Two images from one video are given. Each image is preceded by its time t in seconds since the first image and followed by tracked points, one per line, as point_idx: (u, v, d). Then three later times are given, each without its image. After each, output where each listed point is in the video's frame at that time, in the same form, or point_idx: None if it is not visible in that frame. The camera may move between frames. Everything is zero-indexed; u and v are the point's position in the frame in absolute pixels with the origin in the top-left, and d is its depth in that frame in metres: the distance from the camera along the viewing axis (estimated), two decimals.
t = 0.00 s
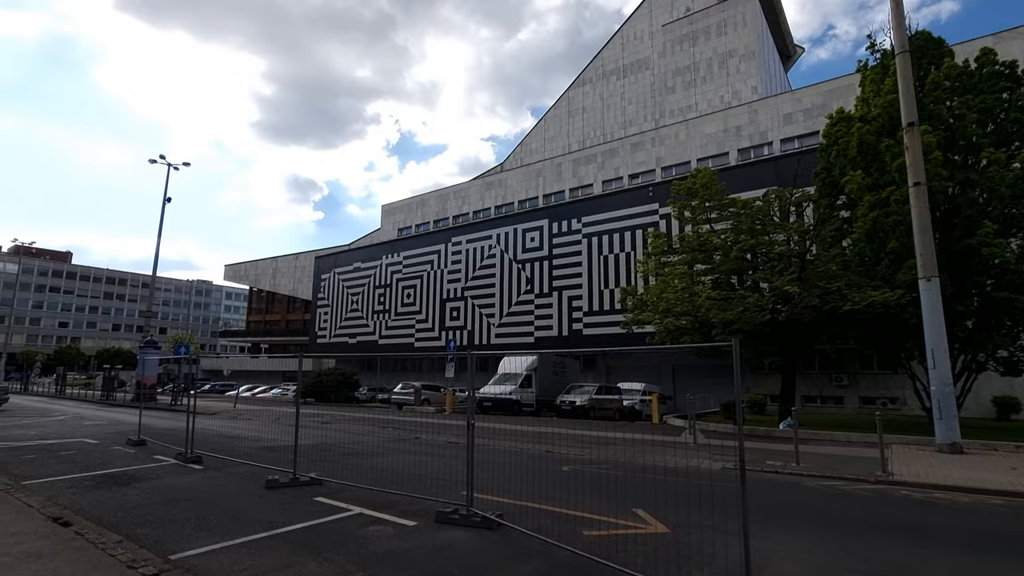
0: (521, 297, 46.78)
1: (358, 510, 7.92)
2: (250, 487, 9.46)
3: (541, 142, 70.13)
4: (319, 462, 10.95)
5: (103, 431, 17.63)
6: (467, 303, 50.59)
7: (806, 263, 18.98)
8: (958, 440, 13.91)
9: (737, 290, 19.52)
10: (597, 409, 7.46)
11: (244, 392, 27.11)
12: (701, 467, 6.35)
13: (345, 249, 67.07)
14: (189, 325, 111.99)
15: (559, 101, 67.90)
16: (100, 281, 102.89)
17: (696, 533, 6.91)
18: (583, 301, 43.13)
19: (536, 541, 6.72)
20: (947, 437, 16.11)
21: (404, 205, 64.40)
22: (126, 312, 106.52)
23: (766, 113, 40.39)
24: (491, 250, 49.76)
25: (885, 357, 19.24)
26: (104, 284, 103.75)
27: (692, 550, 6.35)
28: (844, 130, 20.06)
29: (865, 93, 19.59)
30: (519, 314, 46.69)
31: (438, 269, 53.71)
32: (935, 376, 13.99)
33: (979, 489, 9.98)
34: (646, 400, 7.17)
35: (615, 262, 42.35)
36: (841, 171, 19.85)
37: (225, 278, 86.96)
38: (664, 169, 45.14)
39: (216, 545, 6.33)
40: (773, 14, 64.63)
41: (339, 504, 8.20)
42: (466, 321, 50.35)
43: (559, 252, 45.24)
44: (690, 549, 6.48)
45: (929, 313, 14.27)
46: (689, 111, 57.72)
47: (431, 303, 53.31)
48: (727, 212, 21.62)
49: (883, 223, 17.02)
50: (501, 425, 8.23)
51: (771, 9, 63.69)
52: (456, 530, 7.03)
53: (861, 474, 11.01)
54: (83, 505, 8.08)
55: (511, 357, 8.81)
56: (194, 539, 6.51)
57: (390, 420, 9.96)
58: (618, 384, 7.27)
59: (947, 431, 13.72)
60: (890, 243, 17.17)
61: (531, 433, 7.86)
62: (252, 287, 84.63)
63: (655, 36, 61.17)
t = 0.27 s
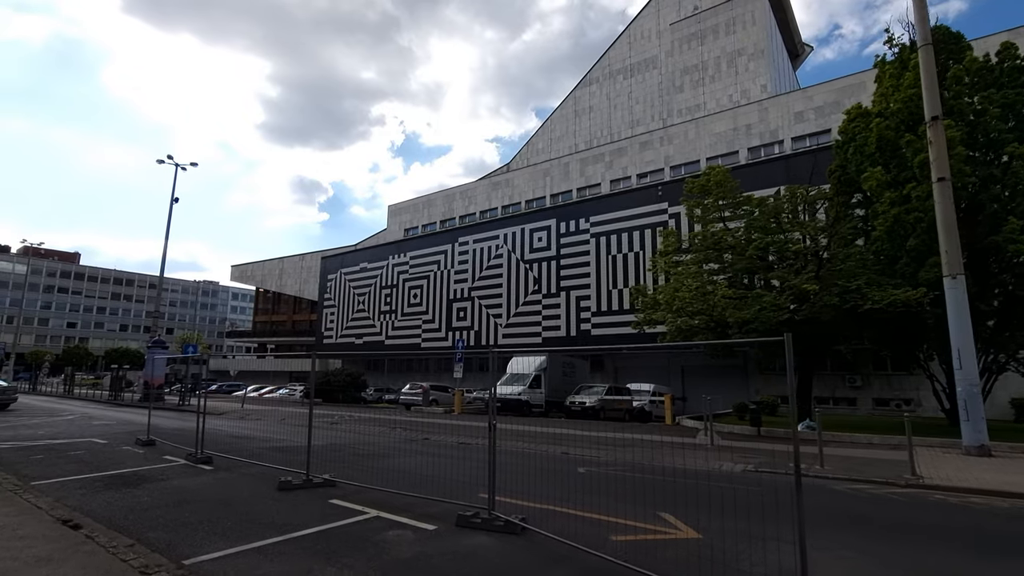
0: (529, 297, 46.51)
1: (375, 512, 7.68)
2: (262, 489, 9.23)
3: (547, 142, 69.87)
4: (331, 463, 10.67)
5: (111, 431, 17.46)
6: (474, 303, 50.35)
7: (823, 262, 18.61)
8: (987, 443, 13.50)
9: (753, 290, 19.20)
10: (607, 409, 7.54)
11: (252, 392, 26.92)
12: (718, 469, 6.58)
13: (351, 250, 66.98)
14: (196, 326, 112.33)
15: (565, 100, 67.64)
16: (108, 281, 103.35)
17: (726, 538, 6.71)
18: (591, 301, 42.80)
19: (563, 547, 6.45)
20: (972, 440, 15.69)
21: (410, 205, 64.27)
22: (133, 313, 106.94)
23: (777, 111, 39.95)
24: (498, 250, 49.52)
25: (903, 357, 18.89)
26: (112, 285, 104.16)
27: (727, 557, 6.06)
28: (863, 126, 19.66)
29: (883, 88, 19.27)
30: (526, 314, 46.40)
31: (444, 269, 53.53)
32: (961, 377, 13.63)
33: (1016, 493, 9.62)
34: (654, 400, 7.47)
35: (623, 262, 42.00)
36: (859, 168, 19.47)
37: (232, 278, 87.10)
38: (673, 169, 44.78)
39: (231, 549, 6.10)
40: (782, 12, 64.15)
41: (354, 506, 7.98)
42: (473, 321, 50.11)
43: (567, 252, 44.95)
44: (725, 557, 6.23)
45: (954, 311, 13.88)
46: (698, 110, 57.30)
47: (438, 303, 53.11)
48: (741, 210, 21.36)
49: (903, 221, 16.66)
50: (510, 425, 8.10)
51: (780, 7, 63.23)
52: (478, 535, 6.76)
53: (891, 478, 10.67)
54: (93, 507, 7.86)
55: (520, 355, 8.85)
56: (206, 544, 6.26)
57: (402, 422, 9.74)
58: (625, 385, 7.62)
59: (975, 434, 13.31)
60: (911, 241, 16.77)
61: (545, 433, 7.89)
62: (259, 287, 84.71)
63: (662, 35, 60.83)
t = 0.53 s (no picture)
0: (534, 297, 46.26)
1: (391, 520, 7.50)
2: (273, 495, 8.99)
3: (551, 142, 69.59)
4: (342, 467, 10.42)
5: (117, 433, 17.24)
6: (479, 304, 50.11)
7: (839, 261, 18.30)
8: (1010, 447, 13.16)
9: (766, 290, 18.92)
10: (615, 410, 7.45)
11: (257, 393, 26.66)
12: (735, 472, 6.59)
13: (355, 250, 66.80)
14: (199, 327, 112.40)
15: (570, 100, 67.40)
16: (112, 282, 103.45)
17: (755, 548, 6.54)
18: (597, 302, 42.51)
19: (591, 559, 6.20)
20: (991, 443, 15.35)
21: (414, 205, 64.08)
22: (137, 313, 107.04)
23: (785, 109, 39.59)
24: (503, 250, 49.31)
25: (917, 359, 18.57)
26: (115, 285, 104.26)
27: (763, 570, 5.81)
28: (878, 124, 19.32)
29: (899, 86, 19.02)
30: (531, 315, 46.13)
31: (449, 270, 53.32)
32: (985, 380, 13.31)
33: None
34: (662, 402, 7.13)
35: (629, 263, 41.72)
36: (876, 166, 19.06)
37: (235, 279, 87.06)
38: (679, 169, 44.46)
39: (245, 560, 5.86)
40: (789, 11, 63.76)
41: (370, 514, 7.80)
42: (477, 322, 49.87)
43: (572, 253, 44.70)
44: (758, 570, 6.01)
45: (976, 313, 13.58)
46: (704, 110, 56.96)
47: (442, 304, 52.89)
48: (753, 210, 21.07)
49: (922, 220, 16.36)
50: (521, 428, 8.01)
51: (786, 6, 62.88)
52: (501, 544, 6.53)
53: (918, 485, 10.40)
54: (100, 514, 7.63)
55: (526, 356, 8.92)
56: (220, 554, 6.02)
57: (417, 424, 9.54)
58: (633, 387, 7.39)
59: (998, 438, 12.99)
60: (931, 241, 16.39)
61: (559, 438, 7.72)
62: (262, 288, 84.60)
63: (667, 34, 60.53)
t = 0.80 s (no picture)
0: (538, 298, 46.05)
1: (407, 524, 7.27)
2: (284, 498, 8.76)
3: (554, 143, 69.42)
4: (352, 469, 10.19)
5: (120, 434, 17.01)
6: (482, 305, 49.90)
7: (852, 261, 18.18)
8: None
9: (777, 290, 18.69)
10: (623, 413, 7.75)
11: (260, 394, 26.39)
12: (749, 474, 6.42)
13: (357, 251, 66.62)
14: (200, 328, 112.24)
15: (573, 101, 67.26)
16: (113, 282, 103.30)
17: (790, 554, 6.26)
18: (601, 302, 42.31)
19: (617, 563, 5.99)
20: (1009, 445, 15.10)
21: (417, 206, 63.93)
22: (138, 314, 106.88)
23: (790, 109, 39.40)
24: (506, 250, 49.14)
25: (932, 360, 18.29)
26: (116, 286, 104.10)
27: None
28: (891, 122, 19.06)
29: (911, 84, 18.83)
30: (535, 316, 45.91)
31: (452, 270, 53.13)
32: (1004, 380, 13.07)
33: None
34: (669, 403, 7.38)
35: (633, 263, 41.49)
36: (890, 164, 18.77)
37: (237, 279, 86.88)
38: (684, 169, 44.24)
39: (260, 566, 5.63)
40: (793, 11, 63.66)
41: (385, 518, 7.59)
42: (480, 323, 49.66)
43: (576, 253, 44.51)
44: None
45: (996, 313, 13.40)
46: (707, 110, 56.79)
47: (445, 305, 52.68)
48: (762, 209, 20.86)
49: (937, 219, 16.09)
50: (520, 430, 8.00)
51: (790, 6, 62.77)
52: (524, 549, 6.31)
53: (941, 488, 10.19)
54: (108, 517, 7.39)
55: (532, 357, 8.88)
56: (234, 560, 5.81)
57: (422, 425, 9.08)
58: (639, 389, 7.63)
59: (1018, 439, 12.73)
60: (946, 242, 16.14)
61: (571, 439, 7.60)
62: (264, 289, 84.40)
63: (671, 34, 60.40)
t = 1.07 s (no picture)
0: (541, 299, 45.82)
1: (425, 532, 7.03)
2: (294, 505, 8.51)
3: (556, 143, 69.26)
4: (362, 474, 9.93)
5: (122, 437, 16.76)
6: (484, 306, 49.66)
7: (862, 262, 18.30)
8: None
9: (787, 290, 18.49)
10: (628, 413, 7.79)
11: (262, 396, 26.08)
12: (765, 480, 6.25)
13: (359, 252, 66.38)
14: (201, 329, 111.97)
15: (575, 101, 67.11)
16: (113, 283, 102.99)
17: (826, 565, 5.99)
18: (605, 303, 42.07)
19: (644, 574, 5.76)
20: None
21: (419, 206, 63.73)
22: (139, 315, 106.59)
23: (795, 109, 39.20)
24: (509, 251, 48.92)
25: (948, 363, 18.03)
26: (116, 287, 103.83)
27: None
28: (903, 121, 18.88)
29: (923, 82, 18.66)
30: (538, 317, 45.67)
31: (454, 271, 52.92)
32: None
33: None
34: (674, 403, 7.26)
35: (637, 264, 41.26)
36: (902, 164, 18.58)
37: (238, 280, 86.63)
38: (688, 169, 44.05)
39: None
40: (796, 11, 63.59)
41: (400, 526, 7.36)
42: (483, 324, 49.40)
43: (580, 254, 44.29)
44: None
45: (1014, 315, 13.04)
46: (710, 111, 56.64)
47: (448, 306, 52.44)
48: (771, 209, 20.69)
49: (951, 218, 15.84)
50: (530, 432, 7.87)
51: (793, 7, 62.69)
52: (547, 560, 6.08)
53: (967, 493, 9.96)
54: (114, 526, 7.14)
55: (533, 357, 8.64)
56: (247, 571, 5.58)
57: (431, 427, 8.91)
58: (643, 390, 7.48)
59: None
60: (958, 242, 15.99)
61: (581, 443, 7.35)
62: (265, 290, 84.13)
63: (673, 34, 60.26)
